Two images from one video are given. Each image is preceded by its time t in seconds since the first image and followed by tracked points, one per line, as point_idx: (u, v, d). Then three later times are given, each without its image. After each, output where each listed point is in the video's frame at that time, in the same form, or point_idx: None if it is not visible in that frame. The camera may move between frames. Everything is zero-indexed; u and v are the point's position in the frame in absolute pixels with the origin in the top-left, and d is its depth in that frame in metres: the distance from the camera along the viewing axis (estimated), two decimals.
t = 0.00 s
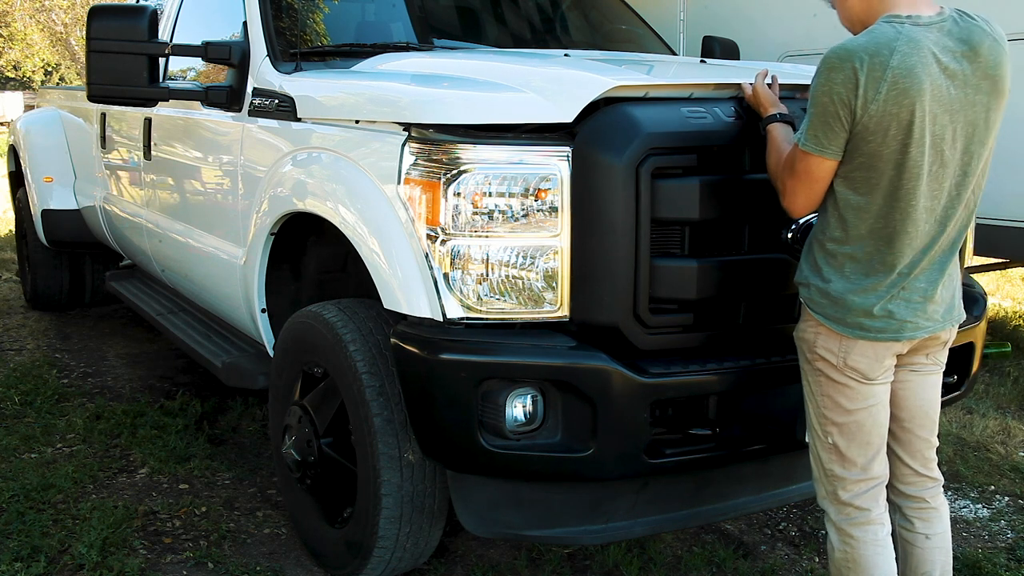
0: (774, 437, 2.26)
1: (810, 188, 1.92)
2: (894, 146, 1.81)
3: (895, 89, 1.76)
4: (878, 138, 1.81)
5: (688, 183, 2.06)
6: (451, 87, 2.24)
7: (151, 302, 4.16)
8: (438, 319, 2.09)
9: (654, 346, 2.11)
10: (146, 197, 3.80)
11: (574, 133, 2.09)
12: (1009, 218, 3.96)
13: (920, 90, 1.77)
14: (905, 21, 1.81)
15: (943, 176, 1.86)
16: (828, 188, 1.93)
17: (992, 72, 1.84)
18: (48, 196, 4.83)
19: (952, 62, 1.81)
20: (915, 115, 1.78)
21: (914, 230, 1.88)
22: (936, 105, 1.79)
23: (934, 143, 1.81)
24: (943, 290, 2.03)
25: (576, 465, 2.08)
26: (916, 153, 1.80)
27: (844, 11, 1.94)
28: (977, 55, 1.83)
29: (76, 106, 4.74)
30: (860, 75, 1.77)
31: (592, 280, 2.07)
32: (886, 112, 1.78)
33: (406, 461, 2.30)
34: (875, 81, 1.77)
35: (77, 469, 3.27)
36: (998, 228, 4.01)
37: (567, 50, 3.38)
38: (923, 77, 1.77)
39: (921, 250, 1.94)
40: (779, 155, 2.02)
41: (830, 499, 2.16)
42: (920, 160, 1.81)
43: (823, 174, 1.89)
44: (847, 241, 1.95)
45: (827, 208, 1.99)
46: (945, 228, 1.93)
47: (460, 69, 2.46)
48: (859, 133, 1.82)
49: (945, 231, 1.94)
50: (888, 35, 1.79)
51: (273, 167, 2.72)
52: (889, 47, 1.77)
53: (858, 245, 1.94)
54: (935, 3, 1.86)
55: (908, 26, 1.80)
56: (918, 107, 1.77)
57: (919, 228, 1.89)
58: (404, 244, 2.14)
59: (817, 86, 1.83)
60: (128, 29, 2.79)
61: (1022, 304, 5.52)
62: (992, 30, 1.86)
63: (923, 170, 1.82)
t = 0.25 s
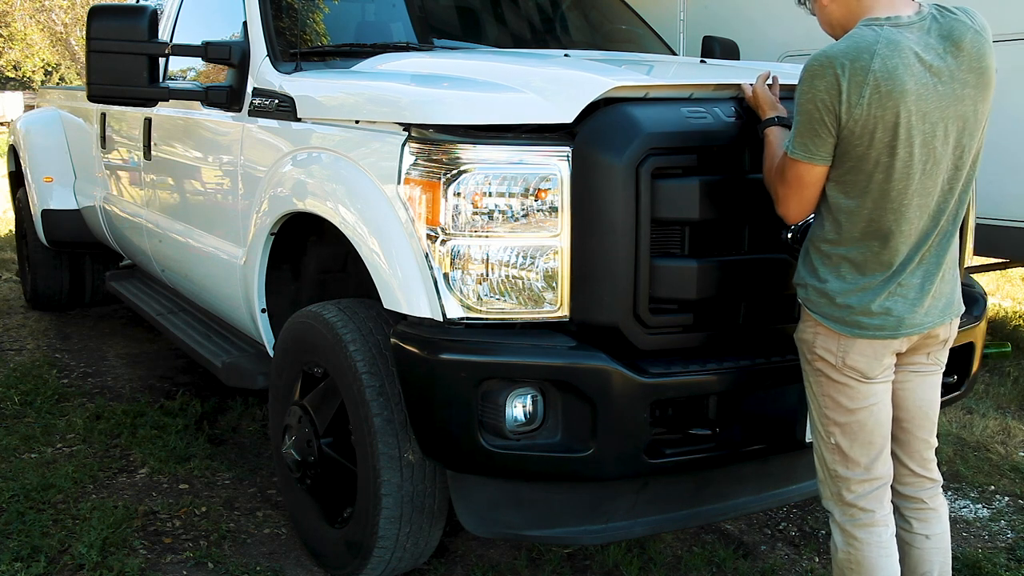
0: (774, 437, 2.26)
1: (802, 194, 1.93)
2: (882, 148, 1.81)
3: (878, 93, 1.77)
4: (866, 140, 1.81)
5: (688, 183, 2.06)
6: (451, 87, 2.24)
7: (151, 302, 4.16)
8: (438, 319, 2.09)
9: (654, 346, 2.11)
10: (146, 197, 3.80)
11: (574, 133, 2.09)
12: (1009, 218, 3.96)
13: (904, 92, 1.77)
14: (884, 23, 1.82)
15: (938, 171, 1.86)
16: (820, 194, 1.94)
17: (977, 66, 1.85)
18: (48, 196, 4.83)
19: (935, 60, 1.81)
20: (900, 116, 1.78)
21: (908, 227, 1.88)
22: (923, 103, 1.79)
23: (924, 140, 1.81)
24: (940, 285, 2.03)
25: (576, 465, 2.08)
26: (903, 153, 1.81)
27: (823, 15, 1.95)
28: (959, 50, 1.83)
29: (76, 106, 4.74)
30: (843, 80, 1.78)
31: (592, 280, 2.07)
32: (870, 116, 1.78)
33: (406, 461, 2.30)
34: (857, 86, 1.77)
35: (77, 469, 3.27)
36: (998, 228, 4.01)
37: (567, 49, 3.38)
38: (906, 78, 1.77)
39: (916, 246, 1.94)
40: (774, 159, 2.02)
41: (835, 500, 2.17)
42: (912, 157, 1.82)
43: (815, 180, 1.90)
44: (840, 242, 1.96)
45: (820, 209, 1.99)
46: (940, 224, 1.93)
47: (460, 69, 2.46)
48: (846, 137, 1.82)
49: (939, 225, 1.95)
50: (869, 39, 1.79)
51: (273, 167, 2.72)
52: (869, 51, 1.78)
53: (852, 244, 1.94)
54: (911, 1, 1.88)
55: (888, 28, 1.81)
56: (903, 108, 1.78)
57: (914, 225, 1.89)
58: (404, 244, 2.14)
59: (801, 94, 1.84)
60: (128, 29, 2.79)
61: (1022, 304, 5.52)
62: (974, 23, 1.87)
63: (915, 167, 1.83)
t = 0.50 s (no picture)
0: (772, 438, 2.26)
1: (797, 192, 1.94)
2: (874, 148, 1.81)
3: (871, 92, 1.77)
4: (858, 140, 1.82)
5: (688, 183, 2.06)
6: (452, 86, 2.24)
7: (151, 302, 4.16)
8: (438, 319, 2.09)
9: (654, 346, 2.11)
10: (146, 197, 3.80)
11: (574, 133, 2.09)
12: (1009, 218, 3.97)
13: (897, 91, 1.77)
14: (881, 23, 1.82)
15: (931, 172, 1.86)
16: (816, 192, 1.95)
17: (974, 68, 1.84)
18: (48, 196, 4.83)
19: (930, 60, 1.81)
20: (893, 116, 1.78)
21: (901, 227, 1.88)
22: (916, 104, 1.79)
23: (917, 141, 1.82)
24: (935, 286, 2.03)
25: (576, 465, 2.08)
26: (896, 153, 1.81)
27: (825, 10, 1.94)
28: (956, 52, 1.83)
29: (76, 106, 4.74)
30: (836, 79, 1.79)
31: (592, 280, 2.07)
32: (863, 116, 1.79)
33: (405, 461, 2.30)
34: (850, 85, 1.78)
35: (77, 469, 3.27)
36: (998, 228, 4.01)
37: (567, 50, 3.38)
38: (900, 79, 1.78)
39: (909, 247, 1.94)
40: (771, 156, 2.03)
41: (832, 500, 2.16)
42: (904, 157, 1.82)
43: (810, 179, 1.91)
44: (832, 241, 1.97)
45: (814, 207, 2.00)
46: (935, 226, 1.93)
47: (460, 69, 2.46)
48: (839, 137, 1.83)
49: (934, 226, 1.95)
50: (864, 39, 1.80)
51: (273, 167, 2.72)
52: (864, 51, 1.78)
53: (845, 244, 1.94)
54: (911, 1, 1.88)
55: (884, 28, 1.81)
56: (896, 109, 1.78)
57: (908, 225, 1.89)
58: (404, 244, 2.14)
59: (796, 93, 1.85)
60: (128, 29, 2.79)
61: (1022, 304, 5.53)
62: (972, 24, 1.86)
63: (907, 168, 1.83)
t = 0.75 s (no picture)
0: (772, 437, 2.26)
1: (791, 187, 1.94)
2: (867, 148, 1.82)
3: (865, 91, 1.78)
4: (851, 139, 1.82)
5: (688, 183, 2.06)
6: (451, 87, 2.24)
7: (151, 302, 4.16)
8: (438, 319, 2.09)
9: (654, 346, 2.11)
10: (146, 197, 3.80)
11: (574, 133, 2.09)
12: (1009, 218, 3.97)
13: (891, 91, 1.78)
14: (881, 23, 1.82)
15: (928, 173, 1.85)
16: (811, 190, 1.95)
17: (976, 69, 1.82)
18: (48, 196, 4.83)
19: (930, 61, 1.81)
20: (886, 116, 1.79)
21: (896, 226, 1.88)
22: (912, 105, 1.79)
23: (912, 141, 1.82)
24: (933, 287, 2.02)
25: (576, 465, 2.08)
26: (888, 153, 1.81)
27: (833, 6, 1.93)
28: (957, 53, 1.81)
29: (76, 106, 4.75)
30: (830, 77, 1.80)
31: (592, 280, 2.07)
32: (857, 115, 1.80)
33: (405, 461, 2.30)
34: (844, 84, 1.79)
35: (77, 469, 3.27)
36: (999, 228, 4.01)
37: (567, 49, 3.38)
38: (895, 79, 1.78)
39: (906, 247, 1.93)
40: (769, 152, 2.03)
41: (828, 498, 2.16)
42: (898, 158, 1.82)
43: (805, 175, 1.91)
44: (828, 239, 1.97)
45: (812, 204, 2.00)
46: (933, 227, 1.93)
47: (459, 69, 2.46)
48: (833, 135, 1.84)
49: (932, 226, 1.94)
50: (861, 38, 1.80)
51: (273, 167, 2.72)
52: (860, 50, 1.79)
53: (840, 241, 1.95)
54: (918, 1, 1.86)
55: (884, 28, 1.81)
56: (890, 109, 1.78)
57: (903, 226, 1.89)
58: (404, 244, 2.14)
59: (791, 91, 1.86)
60: (128, 29, 2.79)
61: (1022, 304, 5.52)
62: (978, 25, 1.84)
63: (901, 168, 1.83)
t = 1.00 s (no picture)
0: (772, 437, 2.26)
1: (795, 188, 1.94)
2: (871, 150, 1.82)
3: (870, 93, 1.77)
4: (856, 141, 1.82)
5: (688, 183, 2.06)
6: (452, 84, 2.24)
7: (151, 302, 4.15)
8: (438, 319, 2.09)
9: (654, 346, 2.11)
10: (146, 197, 3.80)
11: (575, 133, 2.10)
12: (1009, 218, 3.96)
13: (896, 93, 1.78)
14: (887, 24, 1.81)
15: (928, 176, 1.86)
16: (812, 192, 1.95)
17: (977, 75, 1.83)
18: (48, 196, 4.83)
19: (933, 64, 1.81)
20: (892, 119, 1.78)
21: (898, 227, 1.88)
22: (915, 109, 1.80)
23: (914, 144, 1.82)
24: (933, 288, 2.02)
25: (576, 465, 2.08)
26: (891, 155, 1.81)
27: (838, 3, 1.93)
28: (960, 58, 1.82)
29: (76, 106, 4.75)
30: (836, 79, 1.79)
31: (592, 280, 2.07)
32: (861, 116, 1.79)
33: (406, 461, 2.30)
34: (850, 85, 1.78)
35: (77, 469, 3.27)
36: (999, 228, 4.01)
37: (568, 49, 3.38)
38: (900, 83, 1.78)
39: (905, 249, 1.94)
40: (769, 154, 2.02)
41: (826, 496, 2.16)
42: (901, 159, 1.82)
43: (807, 178, 1.91)
44: (828, 240, 1.97)
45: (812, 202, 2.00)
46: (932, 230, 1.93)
47: (460, 67, 2.46)
48: (837, 136, 1.84)
49: (934, 229, 1.94)
50: (867, 40, 1.80)
51: (273, 167, 2.72)
52: (866, 52, 1.79)
53: (841, 242, 1.95)
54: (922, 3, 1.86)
55: (890, 30, 1.81)
56: (896, 112, 1.78)
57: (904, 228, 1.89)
58: (404, 244, 2.14)
59: (795, 91, 1.86)
60: (128, 29, 2.79)
61: (1022, 304, 5.52)
62: (981, 30, 1.85)
63: (902, 170, 1.83)
